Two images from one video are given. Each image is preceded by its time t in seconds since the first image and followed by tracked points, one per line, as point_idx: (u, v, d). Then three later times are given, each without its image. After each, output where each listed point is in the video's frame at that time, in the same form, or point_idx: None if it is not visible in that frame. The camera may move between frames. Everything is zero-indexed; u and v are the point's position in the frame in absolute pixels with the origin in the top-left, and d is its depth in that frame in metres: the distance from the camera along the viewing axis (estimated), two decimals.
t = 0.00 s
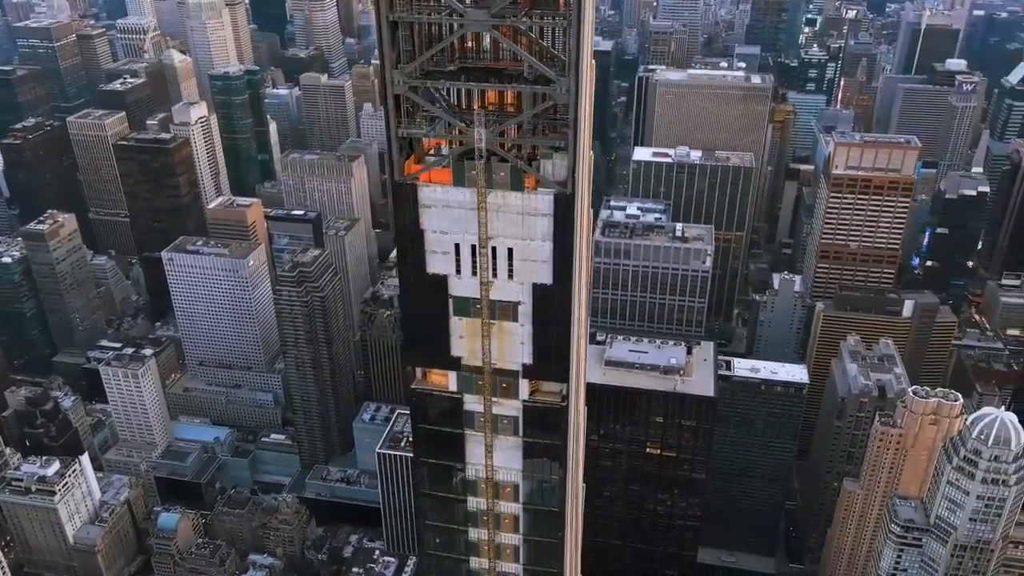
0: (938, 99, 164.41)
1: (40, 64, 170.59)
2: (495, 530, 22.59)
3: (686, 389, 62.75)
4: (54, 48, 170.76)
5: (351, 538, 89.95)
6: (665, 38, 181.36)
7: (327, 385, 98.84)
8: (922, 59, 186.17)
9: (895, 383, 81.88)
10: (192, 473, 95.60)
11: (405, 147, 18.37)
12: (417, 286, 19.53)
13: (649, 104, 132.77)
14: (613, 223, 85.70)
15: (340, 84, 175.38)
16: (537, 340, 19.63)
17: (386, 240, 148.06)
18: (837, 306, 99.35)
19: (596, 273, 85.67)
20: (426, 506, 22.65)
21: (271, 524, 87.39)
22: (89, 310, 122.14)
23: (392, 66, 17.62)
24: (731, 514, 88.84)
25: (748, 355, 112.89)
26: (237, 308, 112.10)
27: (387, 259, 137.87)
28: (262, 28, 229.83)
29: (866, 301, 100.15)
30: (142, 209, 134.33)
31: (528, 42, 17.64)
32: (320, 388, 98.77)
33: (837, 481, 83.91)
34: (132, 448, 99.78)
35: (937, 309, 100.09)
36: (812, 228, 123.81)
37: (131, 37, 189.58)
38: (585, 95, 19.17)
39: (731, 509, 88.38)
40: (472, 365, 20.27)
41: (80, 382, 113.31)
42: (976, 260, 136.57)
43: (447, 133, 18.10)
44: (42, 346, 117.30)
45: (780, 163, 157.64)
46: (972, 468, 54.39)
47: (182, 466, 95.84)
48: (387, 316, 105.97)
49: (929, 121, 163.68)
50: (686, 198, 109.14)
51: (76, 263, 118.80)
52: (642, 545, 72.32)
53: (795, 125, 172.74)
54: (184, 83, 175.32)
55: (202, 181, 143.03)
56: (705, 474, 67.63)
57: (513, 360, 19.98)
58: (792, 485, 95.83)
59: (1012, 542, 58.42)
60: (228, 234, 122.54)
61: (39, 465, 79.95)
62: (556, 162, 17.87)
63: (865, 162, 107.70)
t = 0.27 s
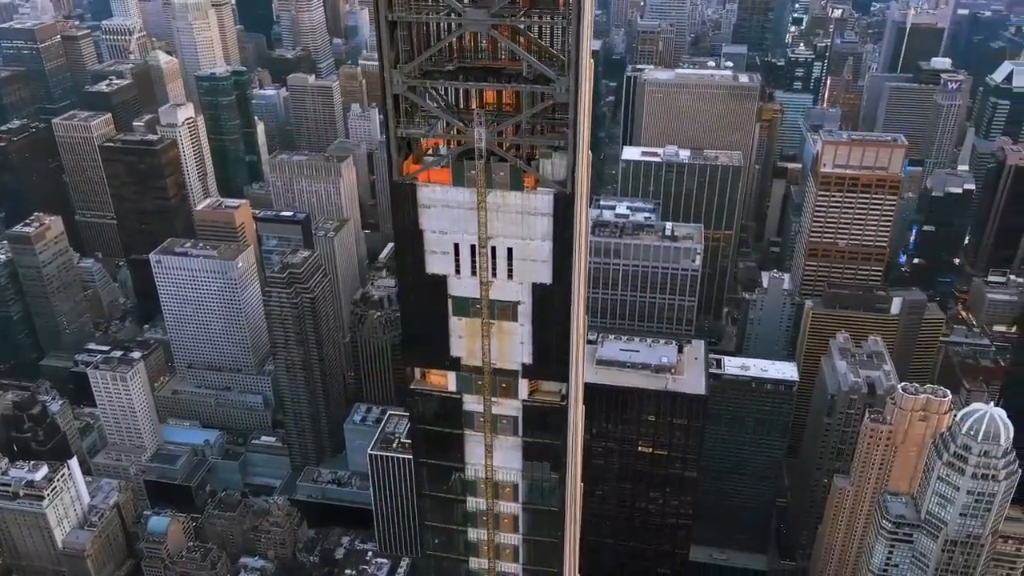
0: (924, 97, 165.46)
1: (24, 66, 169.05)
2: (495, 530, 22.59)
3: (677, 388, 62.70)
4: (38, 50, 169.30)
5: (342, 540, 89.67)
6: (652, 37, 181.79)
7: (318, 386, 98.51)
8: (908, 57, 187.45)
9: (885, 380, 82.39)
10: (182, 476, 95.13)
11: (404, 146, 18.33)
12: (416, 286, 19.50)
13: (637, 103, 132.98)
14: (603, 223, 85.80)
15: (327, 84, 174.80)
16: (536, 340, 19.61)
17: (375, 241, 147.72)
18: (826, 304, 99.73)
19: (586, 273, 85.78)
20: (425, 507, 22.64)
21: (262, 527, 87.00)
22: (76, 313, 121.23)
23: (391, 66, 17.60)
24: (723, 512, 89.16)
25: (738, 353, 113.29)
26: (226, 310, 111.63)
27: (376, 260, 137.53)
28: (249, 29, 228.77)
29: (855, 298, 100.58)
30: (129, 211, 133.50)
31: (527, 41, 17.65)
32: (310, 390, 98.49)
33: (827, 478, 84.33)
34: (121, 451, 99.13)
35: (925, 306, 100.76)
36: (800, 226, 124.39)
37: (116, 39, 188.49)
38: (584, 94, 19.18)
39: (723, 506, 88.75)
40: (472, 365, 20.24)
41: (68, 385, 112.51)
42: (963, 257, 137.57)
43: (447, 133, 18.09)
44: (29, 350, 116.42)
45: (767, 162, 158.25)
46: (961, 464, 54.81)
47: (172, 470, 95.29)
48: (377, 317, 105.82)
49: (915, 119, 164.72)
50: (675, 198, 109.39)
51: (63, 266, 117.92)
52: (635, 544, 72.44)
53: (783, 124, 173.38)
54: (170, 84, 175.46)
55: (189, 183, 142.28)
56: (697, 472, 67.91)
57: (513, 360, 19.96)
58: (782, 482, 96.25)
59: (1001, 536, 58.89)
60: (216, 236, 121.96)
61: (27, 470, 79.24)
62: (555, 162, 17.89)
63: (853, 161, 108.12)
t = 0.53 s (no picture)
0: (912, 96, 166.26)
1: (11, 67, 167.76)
2: (495, 530, 22.57)
3: (671, 386, 63.03)
4: (26, 51, 168.06)
5: (335, 542, 89.50)
6: (642, 37, 182.16)
7: (310, 388, 98.23)
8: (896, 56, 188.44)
9: (876, 377, 82.83)
10: (173, 478, 94.72)
11: (404, 146, 18.33)
12: (417, 286, 19.48)
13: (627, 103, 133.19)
14: (595, 222, 85.95)
15: (317, 85, 174.44)
16: (537, 339, 19.61)
17: (366, 242, 147.57)
18: (817, 302, 100.23)
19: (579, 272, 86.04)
20: (425, 508, 22.62)
21: (255, 529, 86.65)
22: (66, 316, 120.44)
23: (390, 66, 17.59)
24: (716, 510, 89.40)
25: (730, 351, 113.58)
26: (217, 311, 111.15)
27: (368, 261, 137.34)
28: (237, 29, 227.89)
29: (845, 296, 101.10)
30: (119, 213, 132.77)
31: (526, 41, 17.68)
32: (303, 392, 98.22)
33: (820, 475, 84.67)
34: (112, 454, 98.55)
35: (915, 303, 101.36)
36: (791, 225, 124.93)
37: (104, 40, 187.44)
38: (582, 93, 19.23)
39: (716, 504, 89.09)
40: (472, 366, 20.24)
41: (58, 388, 111.79)
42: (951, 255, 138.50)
43: (447, 132, 18.09)
44: (18, 352, 115.62)
45: (758, 161, 158.69)
46: (953, 460, 55.14)
47: (164, 472, 94.79)
48: (369, 317, 105.73)
49: (903, 117, 165.52)
50: (666, 197, 109.58)
51: (52, 268, 117.15)
52: (629, 542, 72.53)
53: (772, 123, 174.01)
54: (159, 85, 174.07)
55: (179, 184, 141.62)
56: (690, 470, 68.15)
57: (513, 359, 19.96)
58: (775, 480, 96.58)
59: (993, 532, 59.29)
60: (206, 238, 121.60)
61: (17, 474, 78.67)
62: (555, 161, 17.93)
63: (842, 159, 108.58)
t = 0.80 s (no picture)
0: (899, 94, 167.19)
1: None
2: (497, 530, 22.56)
3: (663, 385, 63.32)
4: (12, 52, 166.80)
5: (329, 544, 89.42)
6: (631, 37, 182.50)
7: (303, 389, 97.90)
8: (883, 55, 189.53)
9: (867, 375, 83.30)
10: (165, 481, 94.20)
11: (405, 147, 18.33)
12: (419, 287, 19.47)
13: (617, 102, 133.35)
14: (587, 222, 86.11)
15: (306, 86, 173.97)
16: (539, 339, 19.62)
17: (357, 242, 147.27)
18: (808, 299, 100.70)
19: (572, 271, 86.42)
20: (427, 509, 22.55)
21: (248, 532, 86.30)
22: (55, 319, 119.61)
23: (393, 66, 17.58)
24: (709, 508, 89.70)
25: (722, 349, 113.95)
26: (209, 313, 110.60)
27: (359, 262, 137.05)
28: (225, 30, 226.84)
29: (836, 294, 101.54)
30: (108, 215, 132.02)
31: (528, 40, 17.73)
32: (295, 394, 97.94)
33: (812, 472, 84.99)
34: (103, 457, 97.93)
35: (905, 300, 101.96)
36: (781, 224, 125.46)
37: (91, 41, 186.18)
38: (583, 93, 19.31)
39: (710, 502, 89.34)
40: (474, 365, 20.24)
41: (47, 392, 111.02)
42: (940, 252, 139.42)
43: (449, 132, 18.11)
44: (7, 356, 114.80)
45: (747, 159, 159.18)
46: (946, 456, 55.45)
47: (155, 475, 94.21)
48: (361, 318, 105.48)
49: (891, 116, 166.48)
50: (657, 196, 109.77)
51: (41, 270, 116.37)
52: (623, 541, 72.60)
53: (761, 122, 174.76)
54: (146, 87, 173.05)
55: (169, 186, 140.95)
56: (684, 469, 68.47)
57: (515, 359, 19.97)
58: (767, 477, 96.97)
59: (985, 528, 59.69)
60: (197, 240, 121.09)
61: (7, 478, 78.25)
62: (558, 161, 18.01)
63: (832, 158, 109.04)
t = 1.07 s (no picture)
0: (889, 93, 167.71)
1: None
2: (499, 530, 22.57)
3: (658, 385, 63.42)
4: None
5: (323, 545, 89.64)
6: (623, 36, 182.47)
7: (296, 390, 97.65)
8: (874, 54, 190.40)
9: (860, 372, 83.58)
10: (159, 483, 93.45)
11: (408, 146, 18.31)
12: (421, 287, 19.46)
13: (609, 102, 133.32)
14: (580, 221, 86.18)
15: (297, 87, 173.51)
16: (542, 338, 19.63)
17: (349, 243, 146.99)
18: (801, 298, 101.03)
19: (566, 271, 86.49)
20: (430, 510, 22.53)
21: (241, 534, 85.87)
22: (46, 321, 118.87)
23: (396, 66, 17.54)
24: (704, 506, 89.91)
25: (715, 348, 114.20)
26: (201, 315, 110.14)
27: (351, 263, 136.77)
28: (215, 30, 225.55)
29: (829, 292, 101.74)
30: (99, 216, 131.31)
31: (530, 39, 17.70)
32: (289, 395, 97.70)
33: (806, 470, 85.36)
34: (95, 460, 97.34)
35: (897, 298, 102.36)
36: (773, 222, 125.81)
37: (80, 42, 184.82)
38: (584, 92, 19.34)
39: (705, 499, 89.45)
40: (477, 366, 20.24)
41: (39, 395, 110.31)
42: (931, 250, 140.16)
43: (451, 133, 18.10)
44: None
45: (739, 158, 159.46)
46: (940, 453, 55.69)
47: (148, 477, 93.36)
48: (354, 319, 105.25)
49: (881, 115, 167.10)
50: (650, 195, 109.84)
51: (31, 273, 115.65)
52: (619, 540, 72.69)
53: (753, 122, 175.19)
54: (136, 88, 171.97)
55: (160, 187, 140.27)
56: (679, 468, 68.53)
57: (517, 358, 19.97)
58: (761, 475, 97.29)
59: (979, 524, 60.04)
60: (189, 241, 120.63)
61: None
62: (561, 161, 18.06)
63: (824, 156, 109.33)
